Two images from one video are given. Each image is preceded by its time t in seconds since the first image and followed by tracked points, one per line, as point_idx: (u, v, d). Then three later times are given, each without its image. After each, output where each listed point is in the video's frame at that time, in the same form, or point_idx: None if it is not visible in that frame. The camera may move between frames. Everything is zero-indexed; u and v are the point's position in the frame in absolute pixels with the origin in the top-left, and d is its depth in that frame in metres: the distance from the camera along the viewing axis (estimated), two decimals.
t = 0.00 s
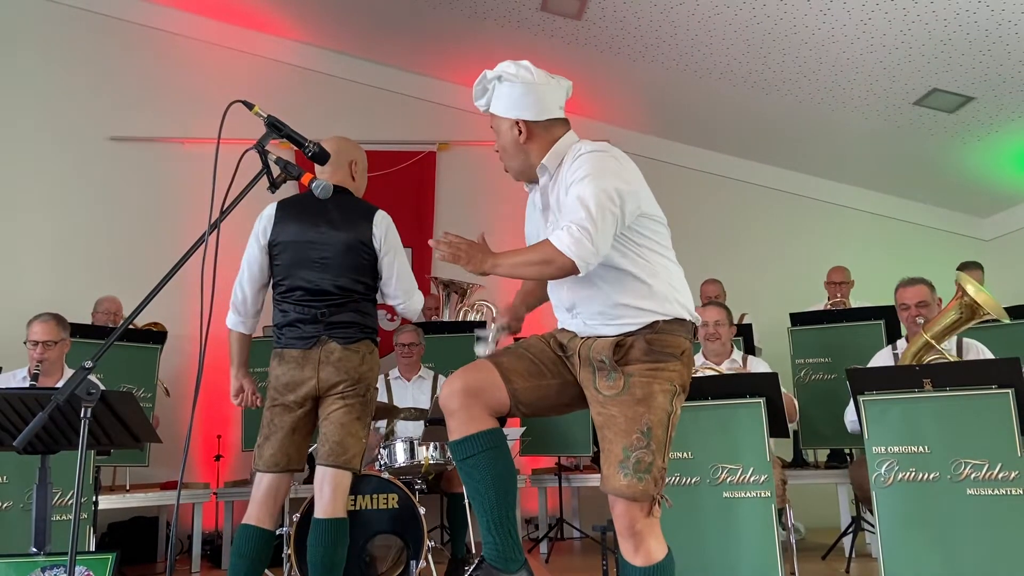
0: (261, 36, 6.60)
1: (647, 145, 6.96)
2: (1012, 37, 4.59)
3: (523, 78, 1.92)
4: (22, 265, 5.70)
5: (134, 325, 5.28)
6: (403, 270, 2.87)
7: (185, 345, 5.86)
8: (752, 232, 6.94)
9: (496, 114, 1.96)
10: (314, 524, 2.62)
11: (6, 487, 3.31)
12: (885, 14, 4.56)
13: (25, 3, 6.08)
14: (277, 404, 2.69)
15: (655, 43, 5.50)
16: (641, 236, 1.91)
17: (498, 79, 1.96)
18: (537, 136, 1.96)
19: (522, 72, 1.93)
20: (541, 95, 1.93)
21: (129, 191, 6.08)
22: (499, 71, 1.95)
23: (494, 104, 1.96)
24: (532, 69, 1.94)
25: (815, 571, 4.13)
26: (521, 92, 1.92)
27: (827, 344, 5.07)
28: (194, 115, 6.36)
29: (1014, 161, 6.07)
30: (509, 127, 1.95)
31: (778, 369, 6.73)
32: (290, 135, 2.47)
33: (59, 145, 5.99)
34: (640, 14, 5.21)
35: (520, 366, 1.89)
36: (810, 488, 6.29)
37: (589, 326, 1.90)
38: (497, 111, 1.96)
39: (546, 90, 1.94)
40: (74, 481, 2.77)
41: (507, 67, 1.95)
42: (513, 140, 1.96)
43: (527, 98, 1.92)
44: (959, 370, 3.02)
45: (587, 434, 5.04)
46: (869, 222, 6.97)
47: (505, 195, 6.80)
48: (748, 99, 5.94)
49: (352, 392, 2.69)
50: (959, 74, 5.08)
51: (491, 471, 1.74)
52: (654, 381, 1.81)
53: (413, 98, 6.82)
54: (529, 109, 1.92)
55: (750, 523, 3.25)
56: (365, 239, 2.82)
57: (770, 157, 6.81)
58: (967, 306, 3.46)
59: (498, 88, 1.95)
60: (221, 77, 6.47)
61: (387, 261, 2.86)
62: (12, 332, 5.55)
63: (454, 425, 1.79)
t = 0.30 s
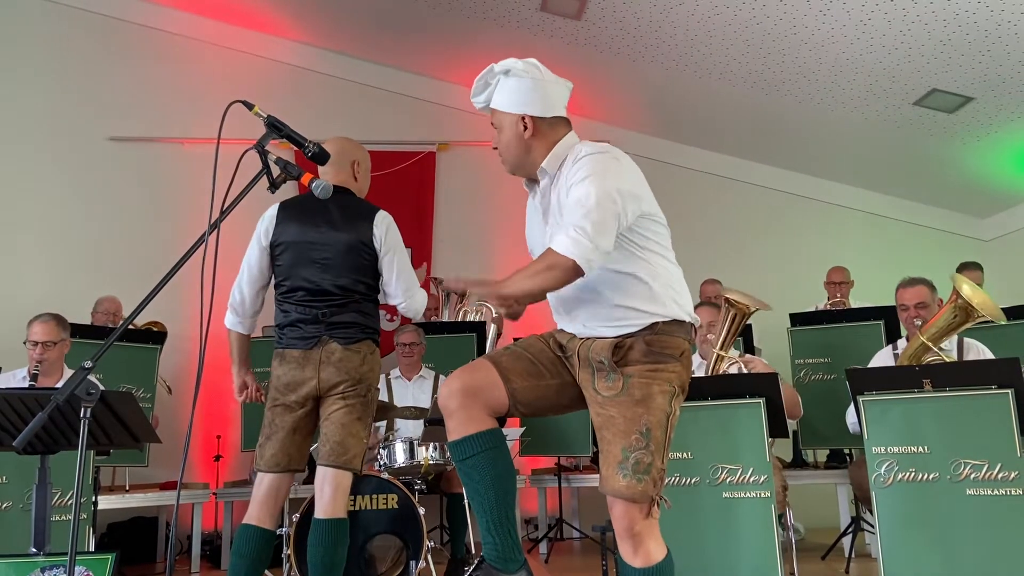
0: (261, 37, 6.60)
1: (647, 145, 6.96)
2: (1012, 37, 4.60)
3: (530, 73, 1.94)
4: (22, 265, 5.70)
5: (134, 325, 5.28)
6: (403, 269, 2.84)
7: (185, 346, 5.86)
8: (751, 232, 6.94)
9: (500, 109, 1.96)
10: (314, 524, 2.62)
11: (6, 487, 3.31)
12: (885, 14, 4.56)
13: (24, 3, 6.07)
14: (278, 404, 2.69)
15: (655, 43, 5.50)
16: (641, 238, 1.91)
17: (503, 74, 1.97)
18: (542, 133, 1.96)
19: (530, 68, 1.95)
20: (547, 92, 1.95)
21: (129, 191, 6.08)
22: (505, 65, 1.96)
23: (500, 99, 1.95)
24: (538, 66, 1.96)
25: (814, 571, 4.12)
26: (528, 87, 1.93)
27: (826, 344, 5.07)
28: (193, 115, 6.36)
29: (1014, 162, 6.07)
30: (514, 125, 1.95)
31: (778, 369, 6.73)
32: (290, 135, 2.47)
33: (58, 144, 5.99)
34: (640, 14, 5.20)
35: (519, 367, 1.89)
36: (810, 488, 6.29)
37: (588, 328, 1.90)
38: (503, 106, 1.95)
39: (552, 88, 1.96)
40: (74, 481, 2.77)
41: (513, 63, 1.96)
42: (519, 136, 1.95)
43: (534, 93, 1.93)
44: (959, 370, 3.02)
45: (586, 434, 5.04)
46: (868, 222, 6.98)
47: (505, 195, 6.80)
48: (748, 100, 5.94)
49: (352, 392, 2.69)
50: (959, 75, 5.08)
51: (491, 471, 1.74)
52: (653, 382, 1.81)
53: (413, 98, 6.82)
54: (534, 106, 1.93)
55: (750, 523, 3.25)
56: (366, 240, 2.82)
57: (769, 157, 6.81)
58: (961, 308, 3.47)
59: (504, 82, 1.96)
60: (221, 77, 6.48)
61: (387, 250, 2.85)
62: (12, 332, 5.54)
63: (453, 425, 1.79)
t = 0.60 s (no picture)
0: (261, 37, 6.60)
1: (646, 145, 6.96)
2: (1012, 37, 4.60)
3: (529, 71, 1.94)
4: (22, 264, 5.70)
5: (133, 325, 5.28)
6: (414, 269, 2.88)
7: (184, 346, 5.86)
8: (751, 232, 6.95)
9: (496, 105, 1.95)
10: (314, 524, 2.62)
11: (5, 487, 3.31)
12: (884, 14, 4.56)
13: (24, 3, 6.07)
14: (278, 403, 2.69)
15: (654, 43, 5.49)
16: (642, 235, 1.91)
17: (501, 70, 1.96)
18: (540, 132, 1.96)
19: (528, 66, 1.94)
20: (544, 91, 1.94)
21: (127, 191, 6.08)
22: (503, 62, 1.95)
23: (498, 97, 1.94)
24: (537, 64, 1.96)
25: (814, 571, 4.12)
26: (526, 84, 1.92)
27: (826, 344, 5.08)
28: (193, 115, 6.36)
29: (1013, 161, 6.07)
30: (511, 123, 1.94)
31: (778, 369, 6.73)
32: (290, 135, 2.47)
33: (58, 144, 5.99)
34: (639, 14, 5.20)
35: (521, 366, 1.88)
36: (809, 489, 6.29)
37: (590, 325, 1.90)
38: (502, 104, 1.94)
39: (549, 86, 1.95)
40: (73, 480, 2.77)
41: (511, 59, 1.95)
42: (516, 133, 1.94)
43: (531, 91, 1.93)
44: (957, 370, 3.02)
45: (585, 434, 5.04)
46: (868, 222, 6.98)
47: (504, 195, 6.80)
48: (747, 100, 5.94)
49: (352, 392, 2.69)
50: (958, 75, 5.08)
51: (491, 471, 1.74)
52: (656, 381, 1.81)
53: (413, 98, 6.82)
54: (531, 104, 1.93)
55: (750, 523, 3.25)
56: (369, 240, 2.82)
57: (769, 157, 6.82)
58: (960, 308, 3.46)
59: (502, 78, 1.95)
60: (221, 77, 6.48)
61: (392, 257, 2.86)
62: (11, 332, 5.54)
63: (454, 425, 1.79)
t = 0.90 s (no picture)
0: (261, 37, 6.60)
1: (646, 145, 6.96)
2: (1011, 37, 4.60)
3: (539, 69, 1.94)
4: (21, 264, 5.69)
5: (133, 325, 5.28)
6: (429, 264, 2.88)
7: (184, 345, 5.86)
8: (751, 231, 6.95)
9: (504, 101, 1.95)
10: (314, 523, 2.62)
11: (4, 487, 3.30)
12: (884, 13, 4.56)
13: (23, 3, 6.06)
14: (278, 402, 2.69)
15: (654, 42, 5.49)
16: (646, 239, 1.91)
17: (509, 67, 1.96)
18: (548, 131, 1.96)
19: (538, 65, 1.95)
20: (553, 91, 1.95)
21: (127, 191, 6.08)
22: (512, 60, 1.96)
23: (506, 93, 1.94)
24: (546, 64, 1.97)
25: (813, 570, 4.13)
26: (536, 82, 1.93)
27: (826, 344, 5.07)
28: (193, 114, 6.36)
29: (1013, 161, 6.07)
30: (519, 120, 1.94)
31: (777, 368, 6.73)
32: (289, 135, 2.47)
33: (57, 143, 5.98)
34: (638, 13, 5.20)
35: (519, 366, 1.88)
36: (809, 488, 6.30)
37: (591, 328, 1.90)
38: (510, 101, 1.94)
39: (559, 85, 1.96)
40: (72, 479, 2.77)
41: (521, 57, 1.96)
42: (524, 131, 1.94)
43: (540, 90, 1.93)
44: (957, 370, 3.02)
45: (585, 434, 5.05)
46: (868, 221, 6.98)
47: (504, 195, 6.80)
48: (747, 99, 5.93)
49: (352, 392, 2.69)
50: (958, 74, 5.08)
51: (490, 470, 1.74)
52: (655, 383, 1.81)
53: (413, 98, 6.82)
54: (541, 101, 1.93)
55: (749, 522, 3.25)
56: (376, 240, 2.82)
57: (768, 157, 6.82)
58: (960, 306, 3.45)
59: (511, 75, 1.95)
60: (220, 77, 6.47)
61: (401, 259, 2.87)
62: (11, 331, 5.53)
63: (452, 425, 1.79)
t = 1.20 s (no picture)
0: (262, 36, 6.60)
1: (647, 144, 6.96)
2: (1012, 35, 4.59)
3: (556, 51, 1.95)
4: (21, 263, 5.69)
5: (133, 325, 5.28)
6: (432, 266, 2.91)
7: (185, 345, 5.86)
8: (751, 230, 6.95)
9: (518, 81, 1.95)
10: (313, 522, 2.62)
11: (5, 486, 3.30)
12: (884, 12, 4.55)
13: (23, 2, 6.06)
14: (278, 400, 2.68)
15: (654, 41, 5.49)
16: (647, 225, 1.91)
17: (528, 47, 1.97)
18: (560, 113, 1.96)
19: (556, 48, 1.96)
20: (569, 74, 1.95)
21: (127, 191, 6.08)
22: (530, 39, 1.97)
23: (522, 70, 1.94)
24: (565, 49, 1.99)
25: (814, 570, 4.12)
26: (553, 62, 1.93)
27: (827, 343, 5.07)
28: (193, 114, 6.36)
29: (1014, 160, 6.06)
30: (533, 100, 1.94)
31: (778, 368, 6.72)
32: (289, 134, 2.48)
33: (58, 142, 5.98)
34: (638, 12, 5.20)
35: (518, 363, 1.88)
36: (810, 488, 6.30)
37: (587, 318, 1.90)
38: (527, 79, 1.94)
39: (574, 71, 1.97)
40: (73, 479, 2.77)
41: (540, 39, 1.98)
42: (537, 113, 1.94)
43: (557, 70, 1.93)
44: (957, 368, 3.02)
45: (585, 433, 5.04)
46: (869, 220, 6.98)
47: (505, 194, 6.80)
48: (748, 98, 5.93)
49: (352, 391, 2.70)
50: (959, 73, 5.08)
51: (490, 469, 1.74)
52: (654, 378, 1.81)
53: (413, 98, 6.82)
54: (556, 81, 1.93)
55: (749, 521, 3.25)
56: (382, 240, 2.83)
57: (769, 156, 6.81)
58: (960, 304, 3.45)
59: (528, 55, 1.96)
60: (221, 77, 6.48)
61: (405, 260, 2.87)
62: (11, 331, 5.53)
63: (452, 424, 1.79)
